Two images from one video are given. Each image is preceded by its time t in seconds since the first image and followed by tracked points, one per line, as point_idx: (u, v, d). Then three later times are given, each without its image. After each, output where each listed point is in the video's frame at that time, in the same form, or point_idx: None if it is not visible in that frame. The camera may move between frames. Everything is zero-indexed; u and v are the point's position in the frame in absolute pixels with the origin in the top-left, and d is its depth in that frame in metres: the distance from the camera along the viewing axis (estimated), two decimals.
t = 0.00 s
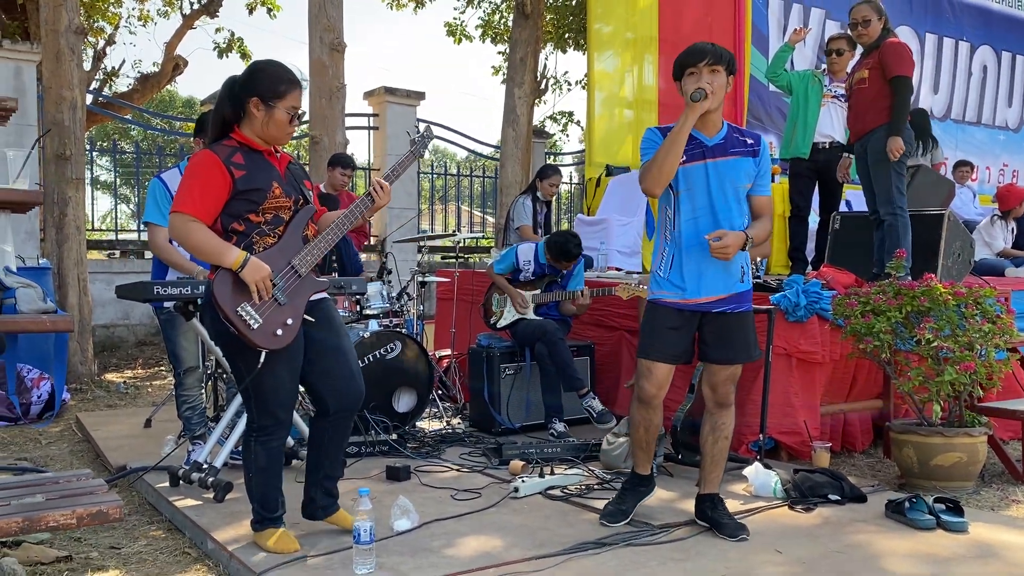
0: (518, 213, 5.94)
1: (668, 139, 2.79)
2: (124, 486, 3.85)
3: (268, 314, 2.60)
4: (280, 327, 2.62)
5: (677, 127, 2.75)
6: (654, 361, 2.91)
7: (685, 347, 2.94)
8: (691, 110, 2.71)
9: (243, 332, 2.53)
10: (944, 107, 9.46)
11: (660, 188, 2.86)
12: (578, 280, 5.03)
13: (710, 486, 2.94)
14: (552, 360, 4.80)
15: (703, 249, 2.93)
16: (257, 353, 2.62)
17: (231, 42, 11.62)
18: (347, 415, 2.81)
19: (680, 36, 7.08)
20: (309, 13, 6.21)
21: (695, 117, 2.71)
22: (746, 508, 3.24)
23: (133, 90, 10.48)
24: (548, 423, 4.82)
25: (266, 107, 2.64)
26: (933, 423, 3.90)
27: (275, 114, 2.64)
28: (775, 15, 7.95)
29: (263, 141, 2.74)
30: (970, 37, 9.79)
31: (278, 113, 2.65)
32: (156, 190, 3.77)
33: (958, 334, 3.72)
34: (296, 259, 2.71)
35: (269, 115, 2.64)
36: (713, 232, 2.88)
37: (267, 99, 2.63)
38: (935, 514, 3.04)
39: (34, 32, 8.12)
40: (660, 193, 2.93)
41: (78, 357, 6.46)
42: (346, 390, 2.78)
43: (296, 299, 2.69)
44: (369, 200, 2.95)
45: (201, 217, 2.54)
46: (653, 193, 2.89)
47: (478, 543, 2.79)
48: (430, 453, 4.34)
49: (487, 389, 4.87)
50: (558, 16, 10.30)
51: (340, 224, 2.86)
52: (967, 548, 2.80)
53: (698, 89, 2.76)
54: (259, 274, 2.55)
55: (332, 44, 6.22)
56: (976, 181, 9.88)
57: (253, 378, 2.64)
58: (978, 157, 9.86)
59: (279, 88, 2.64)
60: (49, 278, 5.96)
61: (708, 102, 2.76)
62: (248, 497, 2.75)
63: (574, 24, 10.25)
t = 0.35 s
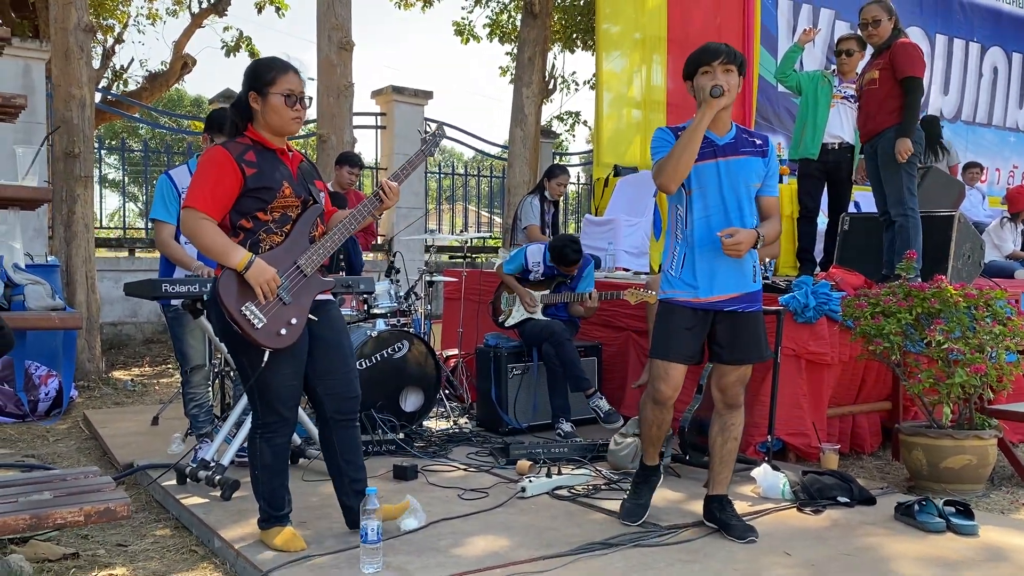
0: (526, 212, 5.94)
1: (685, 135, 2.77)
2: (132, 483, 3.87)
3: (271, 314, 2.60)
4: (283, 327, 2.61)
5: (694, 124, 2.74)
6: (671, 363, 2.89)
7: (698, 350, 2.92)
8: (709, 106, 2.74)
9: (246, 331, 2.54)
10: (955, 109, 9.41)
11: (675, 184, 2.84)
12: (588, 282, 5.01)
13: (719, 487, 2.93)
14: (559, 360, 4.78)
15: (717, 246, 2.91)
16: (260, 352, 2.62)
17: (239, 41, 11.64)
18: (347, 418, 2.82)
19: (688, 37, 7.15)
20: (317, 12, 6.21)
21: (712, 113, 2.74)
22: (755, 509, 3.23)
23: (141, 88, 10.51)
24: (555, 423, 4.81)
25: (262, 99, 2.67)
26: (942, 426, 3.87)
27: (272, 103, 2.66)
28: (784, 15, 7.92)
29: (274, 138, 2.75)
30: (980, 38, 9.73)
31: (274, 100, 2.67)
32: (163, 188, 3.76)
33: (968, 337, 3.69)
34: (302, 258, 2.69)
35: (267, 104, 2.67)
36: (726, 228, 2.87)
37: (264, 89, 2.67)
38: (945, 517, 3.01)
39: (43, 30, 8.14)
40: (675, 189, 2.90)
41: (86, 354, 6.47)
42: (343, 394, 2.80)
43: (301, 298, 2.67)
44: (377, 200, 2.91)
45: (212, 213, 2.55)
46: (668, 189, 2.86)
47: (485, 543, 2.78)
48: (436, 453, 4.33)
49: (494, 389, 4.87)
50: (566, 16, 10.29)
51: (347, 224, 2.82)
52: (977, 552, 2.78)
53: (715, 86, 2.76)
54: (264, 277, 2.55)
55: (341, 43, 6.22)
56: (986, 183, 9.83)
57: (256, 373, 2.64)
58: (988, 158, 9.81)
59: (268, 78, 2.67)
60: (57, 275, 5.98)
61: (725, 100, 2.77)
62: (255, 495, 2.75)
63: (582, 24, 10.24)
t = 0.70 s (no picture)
0: (530, 211, 5.95)
1: (669, 135, 2.76)
2: (136, 481, 3.87)
3: (280, 306, 2.62)
4: (291, 320, 2.63)
5: (678, 125, 2.74)
6: (654, 365, 2.94)
7: (686, 352, 2.95)
8: (694, 105, 2.72)
9: (254, 322, 2.56)
10: (961, 109, 9.38)
11: (660, 181, 2.84)
12: (591, 280, 5.01)
13: (721, 487, 2.93)
14: (563, 360, 4.78)
15: (699, 245, 2.93)
16: (269, 343, 2.64)
17: (245, 40, 11.66)
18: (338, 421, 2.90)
19: (692, 33, 7.19)
20: (323, 11, 6.22)
21: (697, 112, 2.72)
22: (759, 510, 3.22)
23: (147, 87, 10.54)
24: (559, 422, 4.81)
25: (278, 102, 2.67)
26: (947, 427, 3.86)
27: (288, 106, 2.67)
28: (790, 15, 7.91)
29: (288, 140, 2.75)
30: (987, 38, 9.70)
31: (292, 103, 2.67)
32: (168, 188, 3.76)
33: (974, 338, 3.67)
34: (314, 255, 2.72)
35: (284, 108, 2.67)
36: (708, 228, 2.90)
37: (281, 93, 2.67)
38: (950, 518, 3.00)
39: (49, 29, 8.17)
40: (659, 187, 2.90)
41: (90, 352, 6.49)
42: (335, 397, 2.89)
43: (310, 295, 2.70)
44: (388, 207, 2.97)
45: (225, 212, 2.56)
46: (652, 186, 2.86)
47: (489, 543, 2.78)
48: (441, 452, 4.33)
49: (498, 388, 4.87)
50: (572, 16, 10.30)
51: (359, 227, 2.86)
52: (982, 553, 2.77)
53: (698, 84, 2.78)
54: (274, 267, 2.57)
55: (346, 43, 6.23)
56: (992, 183, 9.80)
57: (270, 369, 2.65)
58: (995, 159, 9.78)
59: (286, 81, 2.68)
60: (62, 274, 6.00)
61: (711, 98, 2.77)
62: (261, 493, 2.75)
63: (587, 24, 10.23)
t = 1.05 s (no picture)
0: (533, 210, 5.94)
1: (644, 137, 2.79)
2: (140, 479, 3.88)
3: (294, 304, 2.64)
4: (304, 318, 2.65)
5: (653, 127, 2.76)
6: (644, 362, 2.97)
7: (671, 350, 2.97)
8: (668, 108, 2.75)
9: (269, 319, 2.58)
10: (966, 108, 9.37)
11: (637, 182, 2.85)
12: (594, 279, 5.03)
13: (724, 484, 2.92)
14: (566, 359, 4.77)
15: (676, 244, 2.96)
16: (281, 339, 2.64)
17: (248, 38, 11.67)
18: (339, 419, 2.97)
19: (696, 33, 7.23)
20: (326, 10, 6.23)
21: (671, 114, 2.76)
22: (762, 509, 3.22)
23: (150, 86, 10.56)
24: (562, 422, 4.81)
25: (303, 116, 2.67)
26: (951, 426, 3.86)
27: (312, 123, 2.68)
28: (794, 14, 7.89)
29: (298, 149, 2.75)
30: (992, 37, 9.67)
31: (315, 122, 2.69)
32: (172, 185, 3.78)
33: (978, 337, 3.66)
34: (325, 256, 2.75)
35: (307, 124, 2.68)
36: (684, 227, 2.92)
37: (306, 108, 2.68)
38: (954, 518, 3.00)
39: (53, 28, 8.17)
40: (637, 188, 2.91)
41: (95, 351, 6.51)
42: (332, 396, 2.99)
43: (321, 294, 2.72)
44: (394, 215, 3.02)
45: (236, 216, 2.57)
46: (629, 188, 2.88)
47: (492, 542, 2.78)
48: (445, 451, 4.33)
49: (501, 387, 4.87)
50: (575, 15, 10.30)
51: (366, 232, 2.90)
52: (986, 553, 2.77)
53: (671, 87, 2.80)
54: (287, 263, 2.58)
55: (349, 42, 6.24)
56: (997, 183, 9.78)
57: (287, 365, 2.65)
58: (999, 158, 9.75)
59: (314, 99, 2.68)
60: (67, 272, 6.03)
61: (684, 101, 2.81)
62: (267, 491, 2.75)
63: (590, 23, 10.23)
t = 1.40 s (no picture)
0: (535, 209, 5.93)
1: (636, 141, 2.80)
2: (142, 478, 3.88)
3: (292, 300, 2.64)
4: (303, 314, 2.66)
5: (644, 133, 2.78)
6: (640, 363, 2.98)
7: (664, 348, 2.98)
8: (658, 114, 2.76)
9: (268, 315, 2.58)
10: (968, 106, 9.35)
11: (628, 188, 2.86)
12: (596, 278, 5.01)
13: (726, 480, 2.92)
14: (568, 358, 4.77)
15: (666, 247, 2.97)
16: (279, 336, 2.65)
17: (250, 38, 11.68)
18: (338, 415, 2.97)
19: (699, 33, 7.22)
20: (328, 9, 6.24)
21: (662, 121, 2.77)
22: (764, 508, 3.22)
23: (153, 85, 10.57)
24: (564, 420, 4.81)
25: (306, 117, 2.68)
26: (953, 425, 3.86)
27: (315, 124, 2.68)
28: (796, 12, 7.88)
29: (298, 148, 2.75)
30: (994, 35, 9.66)
31: (318, 122, 2.69)
32: (174, 184, 3.78)
33: (980, 336, 3.66)
34: (323, 253, 2.75)
35: (310, 124, 2.68)
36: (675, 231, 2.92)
37: (310, 109, 2.68)
38: (956, 516, 3.00)
39: (55, 27, 8.17)
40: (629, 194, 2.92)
41: (97, 350, 6.52)
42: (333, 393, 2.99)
43: (320, 290, 2.72)
44: (393, 215, 3.04)
45: (236, 212, 2.58)
46: (621, 195, 2.90)
47: (494, 540, 2.79)
48: (446, 449, 4.33)
49: (502, 385, 4.88)
50: (576, 14, 10.29)
51: (366, 230, 2.90)
52: (988, 551, 2.76)
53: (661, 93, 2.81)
54: (288, 258, 2.59)
55: (351, 41, 6.25)
56: (999, 180, 9.77)
57: (286, 360, 2.65)
58: (1001, 156, 9.74)
59: (319, 100, 2.68)
60: (69, 271, 6.04)
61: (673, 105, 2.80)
62: (267, 489, 2.75)
63: (592, 21, 10.23)
